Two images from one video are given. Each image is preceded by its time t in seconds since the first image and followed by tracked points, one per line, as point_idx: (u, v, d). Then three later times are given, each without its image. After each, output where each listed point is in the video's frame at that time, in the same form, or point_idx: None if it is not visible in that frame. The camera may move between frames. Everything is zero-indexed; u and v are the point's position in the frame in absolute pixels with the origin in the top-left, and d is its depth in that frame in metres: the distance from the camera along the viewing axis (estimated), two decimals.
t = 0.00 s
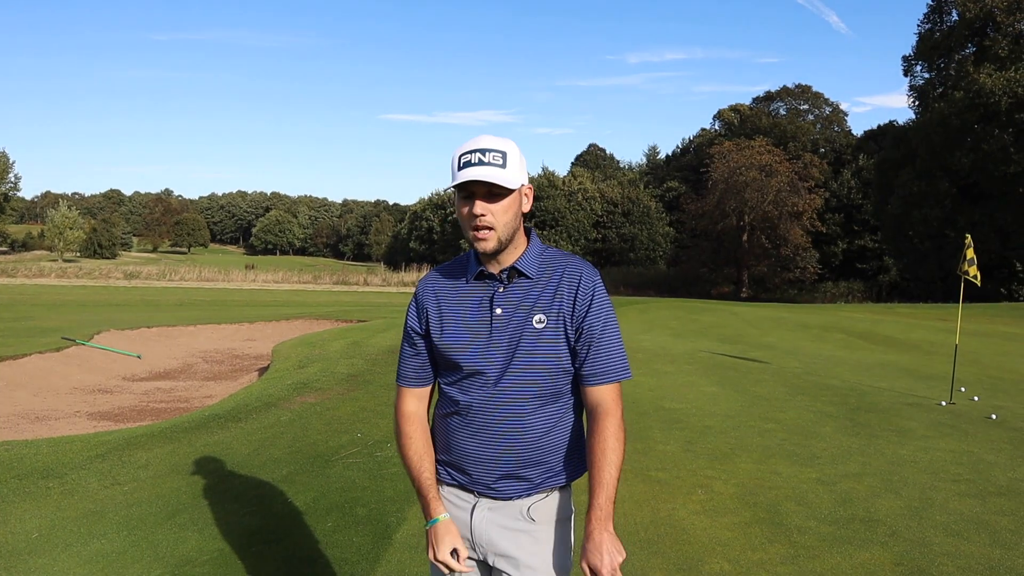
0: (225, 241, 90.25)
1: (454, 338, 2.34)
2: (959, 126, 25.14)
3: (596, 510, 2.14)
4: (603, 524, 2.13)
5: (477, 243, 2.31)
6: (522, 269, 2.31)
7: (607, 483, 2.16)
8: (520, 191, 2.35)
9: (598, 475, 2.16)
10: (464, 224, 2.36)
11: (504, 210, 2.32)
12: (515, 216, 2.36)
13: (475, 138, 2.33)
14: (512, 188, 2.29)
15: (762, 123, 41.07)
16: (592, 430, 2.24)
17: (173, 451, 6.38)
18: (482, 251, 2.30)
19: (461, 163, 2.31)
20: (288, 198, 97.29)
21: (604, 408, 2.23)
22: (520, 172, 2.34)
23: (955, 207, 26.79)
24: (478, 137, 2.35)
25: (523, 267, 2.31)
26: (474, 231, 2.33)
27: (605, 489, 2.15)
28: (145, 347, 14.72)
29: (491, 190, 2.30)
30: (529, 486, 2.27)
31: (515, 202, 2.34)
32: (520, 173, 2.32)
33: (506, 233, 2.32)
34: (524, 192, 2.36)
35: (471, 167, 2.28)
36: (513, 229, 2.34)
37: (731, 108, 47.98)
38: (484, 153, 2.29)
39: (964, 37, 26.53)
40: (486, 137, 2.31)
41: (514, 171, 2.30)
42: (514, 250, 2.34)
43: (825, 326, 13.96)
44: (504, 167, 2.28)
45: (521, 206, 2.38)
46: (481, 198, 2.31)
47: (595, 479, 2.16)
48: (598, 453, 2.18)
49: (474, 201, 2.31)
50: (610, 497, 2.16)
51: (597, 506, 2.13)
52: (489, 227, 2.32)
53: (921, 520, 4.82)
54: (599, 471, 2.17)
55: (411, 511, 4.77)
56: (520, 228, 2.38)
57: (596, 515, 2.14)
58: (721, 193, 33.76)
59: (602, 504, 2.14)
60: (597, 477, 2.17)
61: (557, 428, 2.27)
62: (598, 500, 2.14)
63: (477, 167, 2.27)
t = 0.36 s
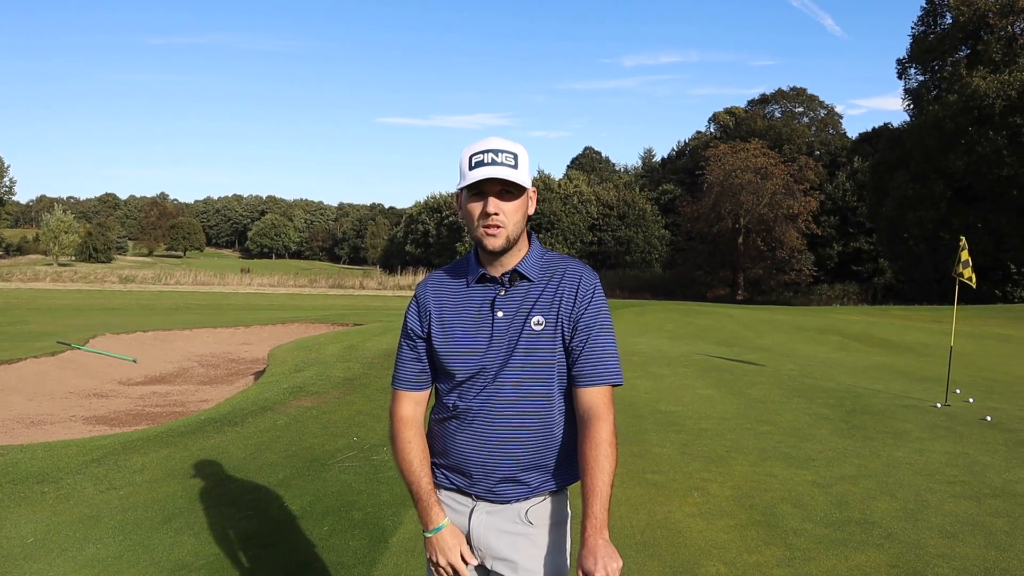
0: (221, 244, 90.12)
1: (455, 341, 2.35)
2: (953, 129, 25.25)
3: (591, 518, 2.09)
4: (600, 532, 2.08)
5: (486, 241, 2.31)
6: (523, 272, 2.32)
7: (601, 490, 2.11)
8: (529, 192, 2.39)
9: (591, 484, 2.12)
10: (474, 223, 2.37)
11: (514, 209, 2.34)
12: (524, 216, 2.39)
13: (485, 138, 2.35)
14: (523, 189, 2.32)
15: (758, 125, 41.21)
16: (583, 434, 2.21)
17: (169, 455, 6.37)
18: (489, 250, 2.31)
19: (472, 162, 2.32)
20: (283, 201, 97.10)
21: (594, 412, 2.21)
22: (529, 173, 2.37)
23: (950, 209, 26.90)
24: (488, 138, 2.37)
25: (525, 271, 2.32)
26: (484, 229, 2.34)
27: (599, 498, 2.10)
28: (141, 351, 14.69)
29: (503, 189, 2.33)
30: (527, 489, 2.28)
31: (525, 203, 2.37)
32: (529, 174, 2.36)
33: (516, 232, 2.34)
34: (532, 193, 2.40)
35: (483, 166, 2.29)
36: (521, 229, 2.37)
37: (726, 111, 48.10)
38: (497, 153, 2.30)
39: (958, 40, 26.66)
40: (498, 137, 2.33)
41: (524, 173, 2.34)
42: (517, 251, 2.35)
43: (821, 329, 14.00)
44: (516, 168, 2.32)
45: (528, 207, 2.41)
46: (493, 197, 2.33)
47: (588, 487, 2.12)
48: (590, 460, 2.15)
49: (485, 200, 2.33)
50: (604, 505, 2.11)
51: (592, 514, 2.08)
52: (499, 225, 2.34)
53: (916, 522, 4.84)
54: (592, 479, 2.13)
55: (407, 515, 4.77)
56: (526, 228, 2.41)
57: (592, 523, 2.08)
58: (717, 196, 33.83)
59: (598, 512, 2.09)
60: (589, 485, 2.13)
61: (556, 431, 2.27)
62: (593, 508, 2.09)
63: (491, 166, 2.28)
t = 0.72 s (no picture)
0: (212, 248, 89.81)
1: (447, 342, 2.37)
2: (943, 134, 25.45)
3: (590, 525, 1.98)
4: (600, 538, 1.97)
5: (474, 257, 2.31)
6: (518, 276, 2.33)
7: (598, 495, 2.02)
8: (515, 200, 2.35)
9: (587, 490, 2.03)
10: (464, 237, 2.37)
11: (499, 222, 2.33)
12: (511, 224, 2.36)
13: (462, 155, 2.33)
14: (504, 202, 2.29)
15: (749, 130, 41.43)
16: (578, 439, 2.15)
17: (161, 460, 6.34)
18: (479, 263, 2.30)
19: (454, 178, 2.33)
20: (275, 204, 96.85)
21: (588, 416, 2.16)
22: (513, 180, 2.33)
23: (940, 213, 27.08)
24: (465, 153, 2.35)
25: (519, 274, 2.33)
26: (472, 245, 2.34)
27: (596, 502, 2.00)
28: (131, 355, 14.60)
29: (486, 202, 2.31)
30: (520, 492, 2.28)
31: (511, 212, 2.34)
32: (512, 182, 2.32)
33: (504, 244, 2.33)
34: (519, 200, 2.36)
35: (462, 183, 2.29)
36: (510, 238, 2.35)
37: (717, 115, 48.31)
38: (474, 168, 2.29)
39: (946, 46, 26.88)
40: (473, 153, 2.31)
41: (506, 183, 2.30)
42: (510, 259, 2.35)
43: (812, 332, 14.06)
44: (496, 178, 2.29)
45: (518, 213, 2.38)
46: (477, 212, 2.32)
47: (584, 493, 2.03)
48: (586, 464, 2.07)
49: (469, 217, 2.32)
50: (603, 511, 2.01)
51: (589, 521, 1.98)
52: (487, 240, 2.33)
53: (907, 525, 4.87)
54: (588, 484, 2.05)
55: (399, 519, 4.76)
56: (518, 236, 2.39)
57: (590, 530, 1.98)
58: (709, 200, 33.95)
59: (596, 518, 1.99)
60: (586, 491, 2.04)
61: (547, 436, 2.26)
62: (591, 514, 1.99)
63: (469, 183, 2.27)
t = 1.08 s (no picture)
0: (212, 251, 89.80)
1: (445, 344, 2.38)
2: (943, 136, 25.45)
3: (584, 527, 1.99)
4: (594, 540, 1.97)
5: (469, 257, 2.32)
6: (516, 276, 2.33)
7: (593, 497, 2.02)
8: (508, 202, 2.35)
9: (583, 492, 2.03)
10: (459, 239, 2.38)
11: (493, 222, 2.32)
12: (505, 225, 2.35)
13: (457, 156, 2.35)
14: (497, 202, 2.29)
15: (750, 132, 41.45)
16: (575, 440, 2.15)
17: (161, 463, 6.33)
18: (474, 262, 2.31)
19: (448, 180, 2.34)
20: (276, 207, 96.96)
21: (584, 418, 2.16)
22: (506, 182, 2.33)
23: (940, 216, 27.07)
24: (462, 153, 2.36)
25: (517, 274, 2.33)
26: (467, 245, 2.35)
27: (591, 505, 2.00)
28: (132, 358, 14.59)
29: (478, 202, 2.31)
30: (518, 494, 2.27)
31: (506, 212, 2.34)
32: (505, 185, 2.32)
33: (498, 243, 2.33)
34: (514, 201, 2.36)
35: (456, 184, 2.30)
36: (505, 238, 2.34)
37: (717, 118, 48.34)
38: (468, 169, 2.30)
39: (946, 49, 26.92)
40: (468, 153, 2.33)
41: (498, 184, 2.29)
42: (505, 260, 2.35)
43: (812, 335, 14.06)
44: (489, 179, 2.29)
45: (514, 214, 2.38)
46: (470, 212, 2.32)
47: (580, 496, 2.03)
48: (582, 466, 2.07)
49: (463, 216, 2.33)
50: (598, 512, 2.01)
51: (585, 522, 1.98)
52: (481, 240, 2.33)
53: (907, 527, 4.86)
54: (583, 486, 2.04)
55: (399, 522, 4.76)
56: (515, 237, 2.38)
57: (585, 532, 1.98)
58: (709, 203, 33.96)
59: (591, 519, 1.99)
60: (581, 492, 2.04)
61: (546, 437, 2.26)
62: (587, 516, 1.99)
63: (461, 183, 2.28)
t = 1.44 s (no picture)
0: (217, 254, 90.05)
1: (448, 345, 2.38)
2: (948, 137, 25.38)
3: (599, 526, 1.99)
4: (611, 540, 1.98)
5: (482, 249, 2.34)
6: (520, 278, 2.34)
7: (606, 496, 2.03)
8: (524, 203, 2.40)
9: (596, 492, 2.04)
10: (471, 230, 2.41)
11: (508, 218, 2.37)
12: (518, 225, 2.40)
13: (485, 146, 2.39)
14: (518, 198, 2.35)
15: (754, 134, 41.39)
16: (585, 441, 2.16)
17: (166, 464, 6.35)
18: (485, 257, 2.33)
19: (470, 170, 2.37)
20: (280, 209, 97.17)
21: (595, 418, 2.17)
22: (525, 183, 2.38)
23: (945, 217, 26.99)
24: (488, 146, 2.41)
25: (522, 276, 2.34)
26: (480, 236, 2.37)
27: (605, 504, 2.01)
28: (137, 360, 14.64)
29: (498, 198, 2.35)
30: (525, 496, 2.28)
31: (520, 212, 2.40)
32: (525, 185, 2.38)
33: (510, 241, 2.36)
34: (529, 205, 2.42)
35: (479, 174, 2.33)
36: (515, 237, 2.38)
37: (722, 120, 48.30)
38: (494, 161, 2.34)
39: (951, 50, 26.86)
40: (496, 146, 2.38)
41: (520, 182, 2.35)
42: (513, 259, 2.37)
43: (817, 337, 14.04)
44: (513, 175, 2.35)
45: (526, 217, 2.43)
46: (488, 205, 2.36)
47: (594, 495, 2.04)
48: (593, 466, 2.08)
49: (481, 207, 2.36)
50: (612, 512, 2.02)
51: (600, 522, 1.99)
52: (493, 234, 2.36)
53: (913, 529, 4.85)
54: (596, 485, 2.05)
55: (403, 524, 4.77)
56: (523, 239, 2.43)
57: (601, 532, 1.99)
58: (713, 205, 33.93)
59: (606, 519, 2.00)
60: (594, 491, 2.05)
61: (552, 440, 2.27)
62: (601, 516, 2.00)
63: (486, 175, 2.32)
